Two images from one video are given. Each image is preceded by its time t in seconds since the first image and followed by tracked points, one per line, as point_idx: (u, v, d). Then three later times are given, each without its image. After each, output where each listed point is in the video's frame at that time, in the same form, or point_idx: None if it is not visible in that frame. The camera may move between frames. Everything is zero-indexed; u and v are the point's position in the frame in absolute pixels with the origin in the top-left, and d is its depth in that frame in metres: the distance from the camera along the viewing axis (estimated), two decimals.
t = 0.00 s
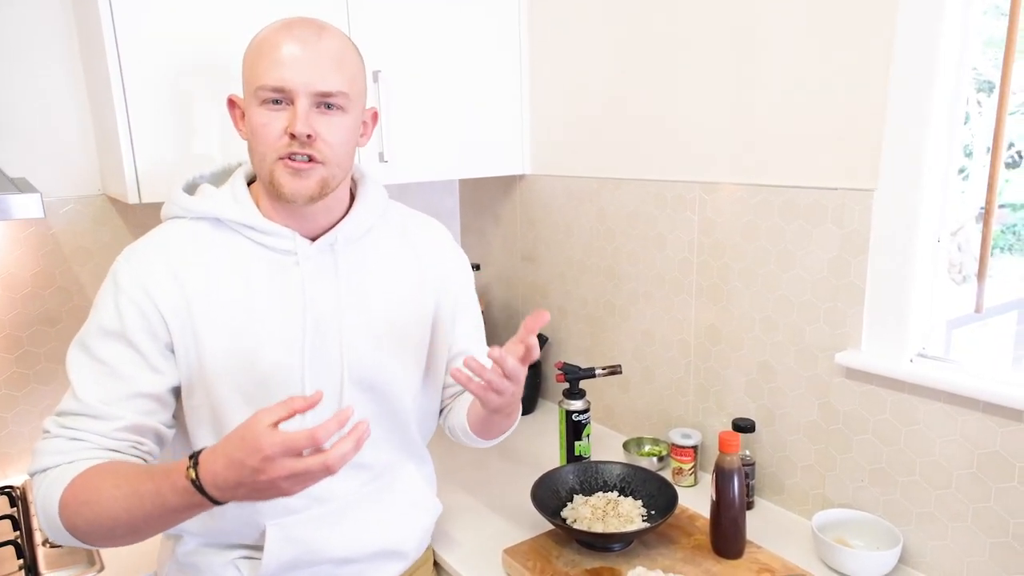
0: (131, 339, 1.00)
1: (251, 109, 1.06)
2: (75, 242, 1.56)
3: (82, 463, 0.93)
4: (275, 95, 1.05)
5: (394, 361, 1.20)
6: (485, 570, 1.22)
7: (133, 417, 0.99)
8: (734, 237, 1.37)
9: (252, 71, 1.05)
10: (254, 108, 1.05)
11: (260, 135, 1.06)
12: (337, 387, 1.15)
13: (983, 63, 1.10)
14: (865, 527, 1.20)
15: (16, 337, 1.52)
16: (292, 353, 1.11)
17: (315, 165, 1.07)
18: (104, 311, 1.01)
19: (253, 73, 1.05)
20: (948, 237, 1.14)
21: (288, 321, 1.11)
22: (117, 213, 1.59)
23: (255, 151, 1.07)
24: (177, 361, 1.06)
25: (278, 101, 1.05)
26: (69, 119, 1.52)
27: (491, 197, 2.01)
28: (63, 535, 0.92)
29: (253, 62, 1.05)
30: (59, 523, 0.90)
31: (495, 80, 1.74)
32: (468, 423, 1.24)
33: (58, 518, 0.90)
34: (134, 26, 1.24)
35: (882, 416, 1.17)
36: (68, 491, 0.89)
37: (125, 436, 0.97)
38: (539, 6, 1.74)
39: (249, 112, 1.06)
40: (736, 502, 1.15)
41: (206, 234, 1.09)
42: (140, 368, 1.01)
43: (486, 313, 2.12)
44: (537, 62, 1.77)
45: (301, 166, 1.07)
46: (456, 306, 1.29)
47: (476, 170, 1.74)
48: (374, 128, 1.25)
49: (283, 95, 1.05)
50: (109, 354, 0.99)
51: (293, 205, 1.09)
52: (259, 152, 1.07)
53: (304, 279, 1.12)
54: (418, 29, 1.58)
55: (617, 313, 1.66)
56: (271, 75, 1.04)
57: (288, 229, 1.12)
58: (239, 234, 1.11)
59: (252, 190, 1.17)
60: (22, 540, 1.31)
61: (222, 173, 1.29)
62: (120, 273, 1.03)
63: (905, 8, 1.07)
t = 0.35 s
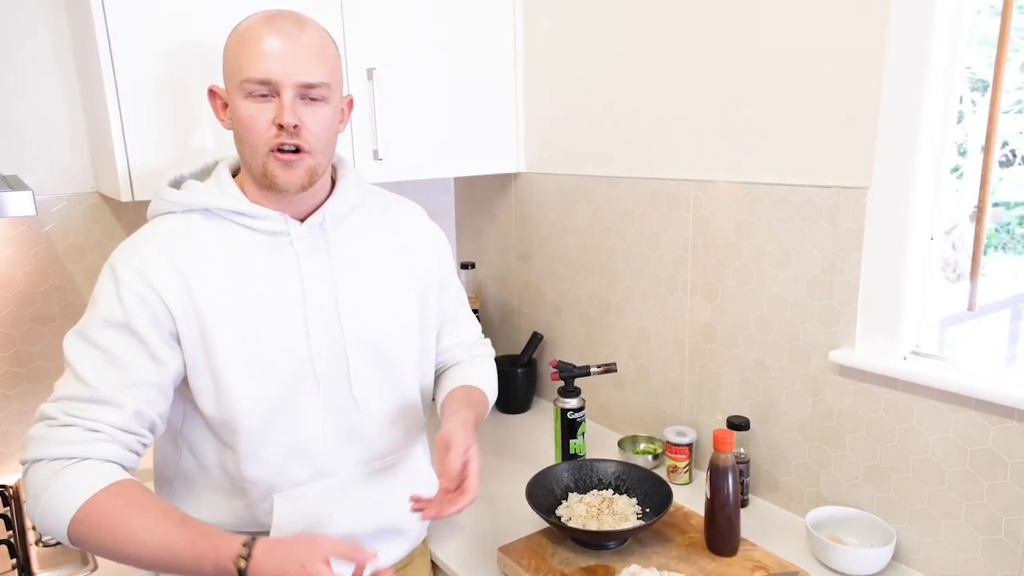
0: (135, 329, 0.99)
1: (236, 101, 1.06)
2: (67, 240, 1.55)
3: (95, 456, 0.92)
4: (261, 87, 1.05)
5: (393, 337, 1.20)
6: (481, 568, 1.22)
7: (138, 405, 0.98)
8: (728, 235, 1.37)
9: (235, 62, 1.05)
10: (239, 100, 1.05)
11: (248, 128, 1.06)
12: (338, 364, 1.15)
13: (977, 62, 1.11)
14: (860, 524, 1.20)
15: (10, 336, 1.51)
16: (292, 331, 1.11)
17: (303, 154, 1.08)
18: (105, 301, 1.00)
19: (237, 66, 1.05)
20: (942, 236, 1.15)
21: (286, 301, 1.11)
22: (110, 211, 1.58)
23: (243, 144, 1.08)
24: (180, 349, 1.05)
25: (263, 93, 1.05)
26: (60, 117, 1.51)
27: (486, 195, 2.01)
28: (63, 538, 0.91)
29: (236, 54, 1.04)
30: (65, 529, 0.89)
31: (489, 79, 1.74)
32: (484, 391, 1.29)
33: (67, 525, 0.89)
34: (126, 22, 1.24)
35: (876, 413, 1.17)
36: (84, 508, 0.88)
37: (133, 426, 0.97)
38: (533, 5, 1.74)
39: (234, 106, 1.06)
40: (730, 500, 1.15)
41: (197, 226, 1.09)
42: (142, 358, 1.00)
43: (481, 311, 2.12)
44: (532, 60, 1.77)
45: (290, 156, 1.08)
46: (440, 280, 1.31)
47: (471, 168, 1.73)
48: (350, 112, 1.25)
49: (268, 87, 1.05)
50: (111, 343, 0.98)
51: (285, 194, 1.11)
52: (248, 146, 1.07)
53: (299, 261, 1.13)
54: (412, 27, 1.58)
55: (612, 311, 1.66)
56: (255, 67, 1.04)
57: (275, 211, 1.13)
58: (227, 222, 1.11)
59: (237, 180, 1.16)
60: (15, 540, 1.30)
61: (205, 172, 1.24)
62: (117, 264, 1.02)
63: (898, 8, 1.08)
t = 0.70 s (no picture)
0: (161, 305, 0.98)
1: (256, 107, 1.06)
2: (66, 238, 1.54)
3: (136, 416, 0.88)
4: (287, 96, 1.07)
5: (380, 322, 1.24)
6: (479, 567, 1.22)
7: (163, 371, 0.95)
8: (728, 235, 1.37)
9: (258, 69, 1.05)
10: (262, 107, 1.06)
11: (271, 135, 1.07)
12: (335, 348, 1.17)
13: (974, 62, 1.11)
14: (858, 524, 1.20)
15: (8, 334, 1.51)
16: (291, 315, 1.13)
17: (320, 160, 1.13)
18: (117, 276, 0.96)
19: (259, 74, 1.05)
20: (939, 235, 1.15)
21: (284, 286, 1.13)
22: (109, 209, 1.58)
23: (260, 147, 1.08)
24: (189, 328, 1.04)
25: (288, 102, 1.07)
26: (59, 116, 1.51)
27: (485, 195, 2.01)
28: (102, 515, 0.81)
29: (258, 62, 1.05)
30: (108, 500, 0.80)
31: (488, 78, 1.73)
32: (437, 374, 1.37)
33: (113, 492, 0.80)
34: (124, 19, 1.23)
35: (874, 412, 1.18)
36: (135, 476, 0.81)
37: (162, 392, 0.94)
38: (532, 4, 1.74)
39: (255, 112, 1.07)
40: (729, 499, 1.15)
41: (196, 220, 1.08)
42: (165, 330, 0.98)
43: (480, 310, 2.12)
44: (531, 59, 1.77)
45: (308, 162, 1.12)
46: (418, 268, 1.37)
47: (470, 167, 1.73)
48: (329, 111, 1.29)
49: (295, 97, 1.07)
50: (131, 312, 0.94)
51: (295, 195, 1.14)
52: (265, 150, 1.09)
53: (297, 252, 1.16)
54: (411, 26, 1.58)
55: (611, 311, 1.66)
56: (284, 78, 1.05)
57: (275, 206, 1.15)
58: (225, 215, 1.11)
59: (231, 178, 1.17)
60: (13, 539, 1.30)
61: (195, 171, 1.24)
62: (123, 247, 1.00)
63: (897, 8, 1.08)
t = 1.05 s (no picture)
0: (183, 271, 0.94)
1: (256, 107, 1.06)
2: (65, 238, 1.54)
3: (183, 350, 0.79)
4: (285, 96, 1.07)
5: (380, 319, 1.25)
6: (478, 567, 1.22)
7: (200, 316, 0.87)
8: (728, 235, 1.37)
9: (257, 69, 1.05)
10: (261, 107, 1.06)
11: (270, 135, 1.08)
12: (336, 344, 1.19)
13: (974, 62, 1.11)
14: (857, 523, 1.20)
15: (7, 334, 1.51)
16: (296, 309, 1.14)
17: (320, 159, 1.13)
18: (132, 254, 0.92)
19: (259, 74, 1.05)
20: (940, 235, 1.15)
21: (288, 282, 1.14)
22: (108, 209, 1.58)
23: (259, 146, 1.09)
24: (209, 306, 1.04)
25: (287, 102, 1.07)
26: (59, 116, 1.51)
27: (485, 195, 2.01)
28: (185, 436, 0.74)
29: (258, 62, 1.05)
30: (183, 413, 0.73)
31: (488, 78, 1.73)
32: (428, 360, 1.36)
33: (181, 402, 0.73)
34: (124, 18, 1.23)
35: (874, 412, 1.18)
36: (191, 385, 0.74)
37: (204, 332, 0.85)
38: (532, 5, 1.74)
39: (254, 112, 1.07)
40: (729, 499, 1.15)
41: (198, 216, 1.08)
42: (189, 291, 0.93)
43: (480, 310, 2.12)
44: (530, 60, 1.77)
45: (308, 161, 1.12)
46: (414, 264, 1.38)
47: (470, 167, 1.73)
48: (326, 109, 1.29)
49: (294, 97, 1.07)
50: (151, 280, 0.88)
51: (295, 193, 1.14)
52: (265, 149, 1.09)
53: (301, 251, 1.16)
54: (410, 26, 1.57)
55: (611, 311, 1.66)
56: (282, 78, 1.05)
57: (276, 206, 1.16)
58: (227, 213, 1.11)
59: (230, 176, 1.17)
60: (12, 539, 1.30)
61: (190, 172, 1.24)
62: (132, 233, 0.97)
63: (896, 8, 1.07)
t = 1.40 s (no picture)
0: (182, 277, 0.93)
1: (266, 108, 1.06)
2: (64, 237, 1.54)
3: (184, 365, 0.80)
4: (295, 98, 1.06)
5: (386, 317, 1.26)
6: (478, 567, 1.22)
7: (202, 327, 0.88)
8: (728, 235, 1.37)
9: (268, 70, 1.05)
10: (272, 108, 1.06)
11: (280, 136, 1.08)
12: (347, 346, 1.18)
13: (973, 63, 1.11)
14: (857, 523, 1.21)
15: (6, 333, 1.51)
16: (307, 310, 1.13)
17: (329, 160, 1.13)
18: (139, 260, 0.92)
19: (270, 75, 1.05)
20: (939, 236, 1.15)
21: (299, 284, 1.14)
22: (107, 208, 1.58)
23: (268, 147, 1.09)
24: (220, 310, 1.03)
25: (297, 103, 1.07)
26: (57, 114, 1.50)
27: (484, 194, 2.01)
28: (186, 448, 0.76)
29: (268, 63, 1.05)
30: (180, 427, 0.75)
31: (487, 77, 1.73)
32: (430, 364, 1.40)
33: (176, 416, 0.75)
34: (123, 17, 1.23)
35: (873, 412, 1.18)
36: (183, 398, 0.75)
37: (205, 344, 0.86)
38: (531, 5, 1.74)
39: (264, 113, 1.06)
40: (728, 499, 1.15)
41: (208, 217, 1.07)
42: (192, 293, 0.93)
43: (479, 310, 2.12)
44: (530, 59, 1.77)
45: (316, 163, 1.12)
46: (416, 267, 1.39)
47: (469, 167, 1.73)
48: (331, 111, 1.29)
49: (303, 99, 1.07)
50: (156, 287, 0.88)
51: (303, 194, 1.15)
52: (275, 150, 1.09)
53: (310, 250, 1.17)
54: (410, 26, 1.57)
55: (610, 311, 1.66)
56: (293, 79, 1.05)
57: (285, 205, 1.16)
58: (236, 212, 1.11)
59: (238, 177, 1.16)
60: (10, 538, 1.30)
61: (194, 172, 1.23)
62: (140, 236, 0.97)
63: (896, 9, 1.08)
